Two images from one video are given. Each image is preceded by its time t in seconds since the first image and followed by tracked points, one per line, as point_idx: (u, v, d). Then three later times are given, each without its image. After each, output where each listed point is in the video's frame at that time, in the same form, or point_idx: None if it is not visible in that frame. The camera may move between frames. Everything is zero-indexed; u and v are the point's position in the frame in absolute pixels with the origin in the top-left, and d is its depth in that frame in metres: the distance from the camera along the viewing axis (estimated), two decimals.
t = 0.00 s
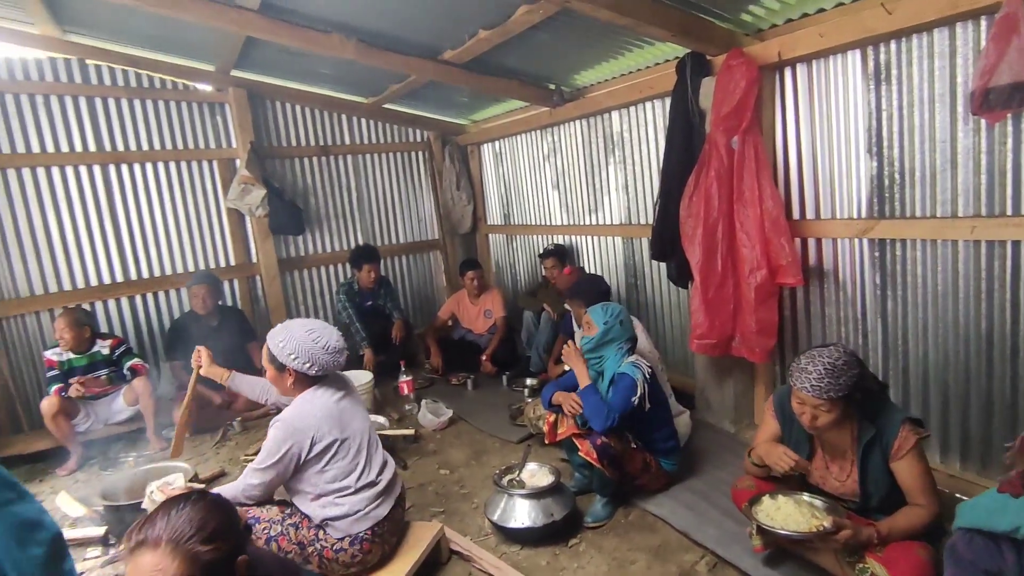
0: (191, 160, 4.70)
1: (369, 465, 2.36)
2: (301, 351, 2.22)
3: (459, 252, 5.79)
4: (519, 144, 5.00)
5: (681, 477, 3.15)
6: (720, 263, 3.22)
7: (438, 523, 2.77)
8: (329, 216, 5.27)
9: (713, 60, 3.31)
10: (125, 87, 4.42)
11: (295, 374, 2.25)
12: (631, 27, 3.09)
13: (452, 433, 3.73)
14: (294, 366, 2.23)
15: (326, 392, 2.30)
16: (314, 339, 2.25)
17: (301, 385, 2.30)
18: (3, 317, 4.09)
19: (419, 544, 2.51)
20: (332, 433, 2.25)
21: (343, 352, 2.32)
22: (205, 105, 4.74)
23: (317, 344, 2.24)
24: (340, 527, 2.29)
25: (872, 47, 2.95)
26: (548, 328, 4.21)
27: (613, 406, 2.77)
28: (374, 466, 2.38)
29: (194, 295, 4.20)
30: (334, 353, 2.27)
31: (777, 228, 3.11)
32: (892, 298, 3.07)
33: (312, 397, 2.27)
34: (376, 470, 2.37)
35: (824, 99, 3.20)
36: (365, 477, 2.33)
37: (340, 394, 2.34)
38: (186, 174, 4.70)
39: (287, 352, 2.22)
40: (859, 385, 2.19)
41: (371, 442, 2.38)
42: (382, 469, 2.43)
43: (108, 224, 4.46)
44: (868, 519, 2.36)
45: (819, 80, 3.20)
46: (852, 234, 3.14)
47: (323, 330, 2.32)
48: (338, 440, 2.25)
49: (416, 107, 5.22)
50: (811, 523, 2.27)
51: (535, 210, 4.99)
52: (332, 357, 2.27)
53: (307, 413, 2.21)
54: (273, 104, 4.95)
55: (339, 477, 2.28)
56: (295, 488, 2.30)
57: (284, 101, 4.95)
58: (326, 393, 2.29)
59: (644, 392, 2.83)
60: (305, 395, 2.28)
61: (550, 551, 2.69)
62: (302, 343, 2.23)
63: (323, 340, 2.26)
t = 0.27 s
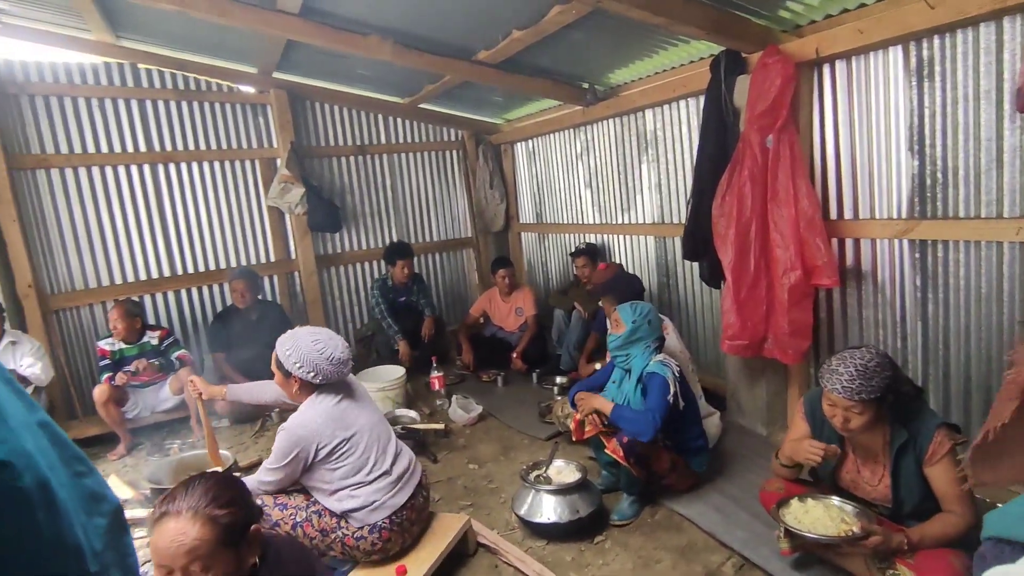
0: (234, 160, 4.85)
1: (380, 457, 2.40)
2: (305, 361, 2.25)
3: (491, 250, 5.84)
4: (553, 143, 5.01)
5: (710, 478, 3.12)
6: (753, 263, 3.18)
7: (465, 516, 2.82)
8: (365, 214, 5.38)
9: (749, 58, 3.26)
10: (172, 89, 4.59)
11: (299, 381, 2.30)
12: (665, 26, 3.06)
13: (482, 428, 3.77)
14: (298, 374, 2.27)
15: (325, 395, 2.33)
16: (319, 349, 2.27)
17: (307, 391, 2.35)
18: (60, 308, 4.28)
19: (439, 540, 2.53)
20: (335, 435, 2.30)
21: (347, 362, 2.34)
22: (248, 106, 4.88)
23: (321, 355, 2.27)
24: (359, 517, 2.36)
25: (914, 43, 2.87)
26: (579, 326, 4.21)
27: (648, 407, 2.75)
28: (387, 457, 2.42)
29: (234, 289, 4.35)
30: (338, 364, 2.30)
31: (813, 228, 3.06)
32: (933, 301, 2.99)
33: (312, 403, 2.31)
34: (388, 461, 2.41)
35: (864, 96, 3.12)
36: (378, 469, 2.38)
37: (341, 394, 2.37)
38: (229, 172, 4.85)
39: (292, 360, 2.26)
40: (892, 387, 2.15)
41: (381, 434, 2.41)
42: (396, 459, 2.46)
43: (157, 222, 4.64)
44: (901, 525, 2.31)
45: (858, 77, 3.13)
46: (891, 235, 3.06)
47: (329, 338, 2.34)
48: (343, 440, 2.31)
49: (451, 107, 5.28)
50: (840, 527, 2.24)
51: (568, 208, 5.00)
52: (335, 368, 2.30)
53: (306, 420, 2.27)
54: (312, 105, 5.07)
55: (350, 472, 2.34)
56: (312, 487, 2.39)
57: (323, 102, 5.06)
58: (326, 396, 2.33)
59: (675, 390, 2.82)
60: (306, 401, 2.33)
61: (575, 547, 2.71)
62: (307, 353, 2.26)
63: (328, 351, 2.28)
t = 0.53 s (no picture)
0: (272, 162, 4.96)
1: (397, 456, 2.43)
2: (315, 371, 2.30)
3: (521, 250, 5.86)
4: (584, 143, 5.01)
5: (739, 482, 3.09)
6: (786, 265, 3.14)
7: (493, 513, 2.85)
8: (397, 214, 5.45)
9: (783, 57, 3.21)
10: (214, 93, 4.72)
11: (310, 390, 2.36)
12: (697, 26, 3.03)
13: (510, 427, 3.80)
14: (309, 384, 2.32)
15: (337, 400, 2.38)
16: (328, 360, 2.30)
17: (320, 397, 2.40)
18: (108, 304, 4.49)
19: (462, 539, 2.53)
20: (350, 437, 2.35)
21: (357, 370, 2.37)
22: (286, 109, 4.99)
23: (330, 366, 2.30)
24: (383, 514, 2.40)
25: (956, 41, 2.80)
26: (608, 327, 4.18)
27: (679, 409, 2.74)
28: (404, 455, 2.45)
29: (269, 287, 4.45)
30: (347, 374, 2.33)
31: (848, 229, 3.01)
32: (975, 305, 2.91)
33: (325, 408, 2.37)
34: (407, 458, 2.44)
35: (904, 95, 3.05)
36: (396, 467, 2.42)
37: (354, 397, 2.42)
38: (267, 173, 4.97)
39: (303, 370, 2.31)
40: (930, 393, 2.11)
41: (397, 433, 2.44)
42: (415, 456, 2.49)
43: (198, 221, 4.79)
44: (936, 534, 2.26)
45: (897, 76, 3.07)
46: (931, 237, 2.99)
47: (339, 348, 2.37)
48: (358, 442, 2.36)
49: (482, 108, 5.31)
50: (871, 534, 2.21)
51: (599, 209, 5.00)
52: (343, 377, 2.33)
53: (320, 425, 2.32)
54: (346, 107, 5.16)
55: (370, 472, 2.39)
56: (335, 489, 2.45)
57: (357, 104, 5.14)
58: (338, 400, 2.38)
59: (707, 392, 2.80)
60: (320, 407, 2.39)
61: (601, 547, 2.71)
62: (317, 363, 2.30)
63: (336, 362, 2.31)
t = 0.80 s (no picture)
0: (307, 165, 5.06)
1: (421, 454, 2.41)
2: (339, 374, 2.35)
3: (550, 252, 5.87)
4: (614, 145, 5.00)
5: (769, 488, 3.05)
6: (819, 269, 3.09)
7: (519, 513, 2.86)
8: (427, 217, 5.51)
9: (818, 58, 3.16)
10: (251, 98, 4.83)
11: (336, 393, 2.42)
12: (730, 28, 3.00)
13: (537, 429, 3.81)
14: (334, 387, 2.38)
15: (361, 402, 2.42)
16: (351, 363, 2.36)
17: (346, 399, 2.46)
18: (149, 302, 4.66)
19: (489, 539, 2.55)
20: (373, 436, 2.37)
21: (380, 373, 2.42)
22: (320, 113, 5.08)
23: (353, 368, 2.35)
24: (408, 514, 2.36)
25: (999, 40, 2.73)
26: (636, 330, 4.20)
27: (711, 414, 2.72)
28: (429, 454, 2.43)
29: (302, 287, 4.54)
30: (370, 378, 2.38)
31: (884, 232, 2.96)
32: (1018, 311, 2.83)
33: (350, 411, 2.42)
34: (430, 457, 2.42)
35: (943, 96, 2.99)
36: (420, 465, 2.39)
37: (377, 398, 2.45)
38: (301, 176, 5.06)
39: (328, 374, 2.38)
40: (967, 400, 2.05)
41: (419, 432, 2.44)
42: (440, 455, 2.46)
43: (236, 223, 4.91)
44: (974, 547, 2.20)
45: (936, 77, 3.00)
46: (971, 242, 2.92)
47: (362, 352, 2.42)
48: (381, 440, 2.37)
49: (512, 111, 5.34)
50: (905, 544, 2.17)
51: (629, 212, 4.99)
52: (367, 380, 2.38)
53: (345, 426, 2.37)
54: (378, 111, 5.23)
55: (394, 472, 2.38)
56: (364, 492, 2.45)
57: (389, 108, 5.21)
58: (361, 402, 2.42)
59: (740, 397, 2.78)
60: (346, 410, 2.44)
61: (627, 550, 2.71)
62: (340, 367, 2.35)
63: (359, 365, 2.36)
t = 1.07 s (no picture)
0: (347, 169, 5.17)
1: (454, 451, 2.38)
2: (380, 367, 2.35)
3: (584, 255, 5.88)
4: (651, 148, 4.99)
5: (807, 495, 3.01)
6: (862, 273, 3.03)
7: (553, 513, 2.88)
8: (464, 220, 5.56)
9: (861, 59, 3.10)
10: (295, 105, 4.96)
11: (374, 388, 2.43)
12: (770, 30, 2.96)
13: (571, 430, 3.81)
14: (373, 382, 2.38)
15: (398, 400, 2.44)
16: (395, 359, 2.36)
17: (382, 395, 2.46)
18: (197, 301, 4.86)
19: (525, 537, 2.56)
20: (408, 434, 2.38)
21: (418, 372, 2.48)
22: (360, 119, 5.17)
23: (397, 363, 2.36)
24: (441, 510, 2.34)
25: None
26: (671, 333, 4.18)
27: (749, 419, 2.69)
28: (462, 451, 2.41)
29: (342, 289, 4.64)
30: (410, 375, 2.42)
31: (930, 236, 2.87)
32: None
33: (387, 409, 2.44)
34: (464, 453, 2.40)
35: (993, 97, 2.90)
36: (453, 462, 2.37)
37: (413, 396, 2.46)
38: (342, 180, 5.17)
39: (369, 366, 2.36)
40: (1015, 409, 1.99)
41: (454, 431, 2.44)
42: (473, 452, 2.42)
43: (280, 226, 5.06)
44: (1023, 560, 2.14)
45: (986, 77, 2.91)
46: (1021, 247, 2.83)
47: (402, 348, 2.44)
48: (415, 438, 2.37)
49: (548, 115, 5.36)
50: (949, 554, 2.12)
51: (665, 215, 4.97)
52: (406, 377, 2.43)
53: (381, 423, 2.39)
54: (417, 116, 5.32)
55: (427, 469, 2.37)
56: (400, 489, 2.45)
57: (427, 112, 5.29)
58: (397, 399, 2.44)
59: (779, 402, 2.75)
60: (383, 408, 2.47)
61: (662, 553, 2.70)
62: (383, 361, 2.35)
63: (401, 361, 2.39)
